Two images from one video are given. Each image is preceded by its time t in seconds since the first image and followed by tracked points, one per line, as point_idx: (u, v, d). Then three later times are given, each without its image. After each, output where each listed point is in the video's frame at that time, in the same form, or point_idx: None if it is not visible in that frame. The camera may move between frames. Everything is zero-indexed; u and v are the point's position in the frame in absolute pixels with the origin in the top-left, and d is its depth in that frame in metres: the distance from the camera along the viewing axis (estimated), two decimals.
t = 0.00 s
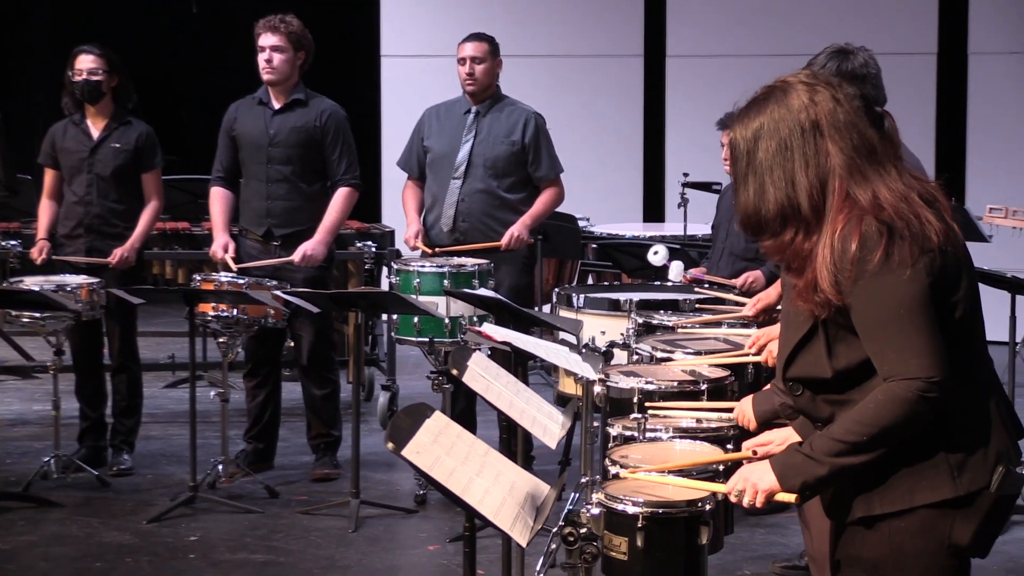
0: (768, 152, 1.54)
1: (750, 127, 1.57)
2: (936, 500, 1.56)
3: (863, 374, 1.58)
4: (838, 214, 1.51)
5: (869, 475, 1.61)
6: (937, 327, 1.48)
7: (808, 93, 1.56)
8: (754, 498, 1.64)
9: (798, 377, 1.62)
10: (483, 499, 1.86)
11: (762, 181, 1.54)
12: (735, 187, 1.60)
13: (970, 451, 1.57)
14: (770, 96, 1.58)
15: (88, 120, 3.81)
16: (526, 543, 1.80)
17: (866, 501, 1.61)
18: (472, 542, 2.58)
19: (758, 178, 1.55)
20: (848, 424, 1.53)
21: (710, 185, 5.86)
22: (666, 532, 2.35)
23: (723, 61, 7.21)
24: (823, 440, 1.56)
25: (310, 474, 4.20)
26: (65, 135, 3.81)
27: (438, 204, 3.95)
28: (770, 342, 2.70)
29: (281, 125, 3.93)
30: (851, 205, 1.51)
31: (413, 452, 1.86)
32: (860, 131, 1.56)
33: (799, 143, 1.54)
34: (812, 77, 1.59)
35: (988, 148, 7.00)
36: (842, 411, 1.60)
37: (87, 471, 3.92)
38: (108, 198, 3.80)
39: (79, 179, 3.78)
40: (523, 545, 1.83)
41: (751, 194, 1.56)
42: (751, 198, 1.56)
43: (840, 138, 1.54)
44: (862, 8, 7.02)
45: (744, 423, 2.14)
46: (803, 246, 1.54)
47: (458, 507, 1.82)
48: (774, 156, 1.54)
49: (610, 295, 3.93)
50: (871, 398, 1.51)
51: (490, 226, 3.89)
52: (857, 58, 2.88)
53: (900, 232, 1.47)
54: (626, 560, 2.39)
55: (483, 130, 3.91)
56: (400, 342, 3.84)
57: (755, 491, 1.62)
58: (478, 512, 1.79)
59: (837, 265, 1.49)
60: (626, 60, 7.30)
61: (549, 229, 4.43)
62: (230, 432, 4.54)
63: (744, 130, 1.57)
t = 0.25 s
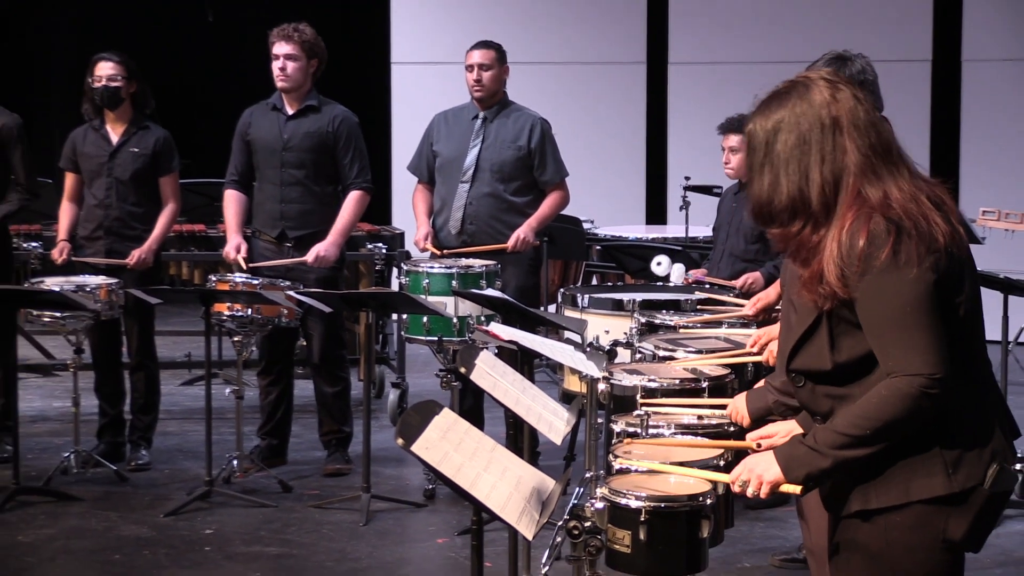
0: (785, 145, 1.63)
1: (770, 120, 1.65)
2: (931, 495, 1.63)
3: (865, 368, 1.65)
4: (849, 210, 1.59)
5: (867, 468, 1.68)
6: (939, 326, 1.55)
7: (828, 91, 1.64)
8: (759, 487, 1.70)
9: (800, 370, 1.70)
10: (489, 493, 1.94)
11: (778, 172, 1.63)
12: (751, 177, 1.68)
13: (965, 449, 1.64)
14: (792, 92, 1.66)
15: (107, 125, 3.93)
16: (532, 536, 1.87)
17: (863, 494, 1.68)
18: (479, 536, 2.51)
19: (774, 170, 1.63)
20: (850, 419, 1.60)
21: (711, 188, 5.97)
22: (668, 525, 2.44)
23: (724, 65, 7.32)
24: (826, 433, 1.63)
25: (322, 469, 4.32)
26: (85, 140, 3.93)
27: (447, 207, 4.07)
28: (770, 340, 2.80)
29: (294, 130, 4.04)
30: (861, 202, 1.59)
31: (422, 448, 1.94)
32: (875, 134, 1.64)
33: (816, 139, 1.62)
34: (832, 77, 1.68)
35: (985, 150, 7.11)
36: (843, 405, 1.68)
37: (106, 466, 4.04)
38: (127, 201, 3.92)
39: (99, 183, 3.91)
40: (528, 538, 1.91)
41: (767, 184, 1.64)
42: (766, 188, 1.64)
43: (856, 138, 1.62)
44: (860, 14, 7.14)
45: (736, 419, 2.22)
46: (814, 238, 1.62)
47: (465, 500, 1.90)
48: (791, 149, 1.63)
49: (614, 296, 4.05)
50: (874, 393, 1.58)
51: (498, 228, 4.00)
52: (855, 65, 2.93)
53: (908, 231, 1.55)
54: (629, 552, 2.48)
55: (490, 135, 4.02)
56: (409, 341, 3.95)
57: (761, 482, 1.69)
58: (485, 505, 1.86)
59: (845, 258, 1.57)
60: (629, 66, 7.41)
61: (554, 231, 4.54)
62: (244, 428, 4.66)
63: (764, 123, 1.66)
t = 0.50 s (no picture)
0: (818, 137, 1.69)
1: (802, 112, 1.71)
2: (927, 492, 1.66)
3: (868, 366, 1.69)
4: (866, 209, 1.65)
5: (865, 464, 1.71)
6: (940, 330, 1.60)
7: (866, 91, 1.69)
8: (758, 479, 1.74)
9: (805, 365, 1.74)
10: (497, 489, 2.01)
11: (803, 163, 1.69)
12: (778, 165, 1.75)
13: (962, 448, 1.67)
14: (828, 87, 1.72)
15: (126, 131, 4.06)
16: (539, 531, 1.94)
17: (860, 489, 1.72)
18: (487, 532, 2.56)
19: (798, 161, 1.70)
20: (850, 415, 1.65)
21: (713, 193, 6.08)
22: (671, 521, 2.49)
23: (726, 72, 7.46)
24: (825, 428, 1.67)
25: (334, 466, 4.44)
26: (105, 146, 4.06)
27: (455, 211, 4.18)
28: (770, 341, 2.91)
29: (307, 136, 4.16)
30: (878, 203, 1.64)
31: (433, 444, 2.03)
32: (901, 138, 1.69)
33: (843, 136, 1.68)
34: (868, 78, 1.73)
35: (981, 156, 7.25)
36: (842, 402, 1.72)
37: (125, 462, 4.16)
38: (145, 204, 4.05)
39: (118, 187, 4.03)
40: (534, 533, 1.97)
41: (792, 173, 1.71)
42: (789, 176, 1.71)
43: (882, 140, 1.67)
44: (860, 21, 7.27)
45: (734, 416, 2.31)
46: (830, 231, 1.68)
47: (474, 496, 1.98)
48: (822, 142, 1.69)
49: (618, 297, 4.15)
50: (875, 390, 1.63)
51: (505, 232, 4.11)
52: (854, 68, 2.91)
53: (917, 236, 1.60)
54: (632, 547, 2.53)
55: (498, 141, 4.13)
56: (419, 341, 4.07)
57: (759, 473, 1.72)
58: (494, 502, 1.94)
59: (855, 255, 1.62)
60: (633, 74, 7.54)
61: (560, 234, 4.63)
62: (259, 426, 4.78)
63: (796, 113, 1.72)
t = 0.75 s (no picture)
0: (814, 147, 1.72)
1: (802, 120, 1.74)
2: (928, 489, 1.71)
3: (868, 368, 1.74)
4: (866, 215, 1.69)
5: (866, 464, 1.77)
6: (939, 333, 1.64)
7: (861, 98, 1.72)
8: (757, 479, 1.80)
9: (809, 367, 1.79)
10: (503, 485, 2.11)
11: (805, 171, 1.73)
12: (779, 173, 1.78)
13: (961, 447, 1.72)
14: (828, 95, 1.75)
15: (144, 137, 4.18)
16: (545, 525, 2.03)
17: (863, 488, 1.77)
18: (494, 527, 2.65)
19: (799, 169, 1.73)
20: (846, 417, 1.69)
21: (714, 197, 6.20)
22: (674, 516, 2.59)
23: (726, 78, 7.60)
24: (822, 430, 1.72)
25: (346, 462, 4.56)
26: (123, 151, 4.18)
27: (464, 215, 4.30)
28: (771, 341, 3.02)
29: (319, 143, 4.28)
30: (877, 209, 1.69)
31: (441, 442, 2.13)
32: (900, 146, 1.73)
33: (843, 143, 1.71)
34: (866, 85, 1.76)
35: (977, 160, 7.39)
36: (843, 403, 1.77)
37: (142, 459, 4.29)
38: (163, 209, 4.18)
39: (136, 192, 4.16)
40: (541, 528, 2.07)
41: (792, 182, 1.75)
42: (790, 184, 1.75)
43: (880, 148, 1.71)
44: (857, 30, 7.41)
45: (733, 414, 2.42)
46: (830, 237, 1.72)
47: (482, 492, 2.08)
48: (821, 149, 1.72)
49: (622, 298, 4.27)
50: (871, 393, 1.67)
51: (512, 235, 4.23)
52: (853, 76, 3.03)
53: (917, 242, 1.64)
54: (636, 541, 2.63)
55: (505, 147, 4.25)
56: (428, 341, 4.17)
57: (757, 474, 1.78)
58: (502, 497, 2.04)
59: (856, 262, 1.67)
60: (636, 82, 7.68)
61: (565, 237, 4.76)
62: (273, 424, 4.91)
63: (796, 122, 1.75)
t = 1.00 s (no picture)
0: (805, 154, 1.81)
1: (794, 133, 1.83)
2: (926, 484, 1.77)
3: (866, 367, 1.80)
4: (859, 222, 1.75)
5: (864, 459, 1.83)
6: (933, 336, 1.69)
7: (851, 108, 1.81)
8: (756, 472, 1.85)
9: (808, 368, 1.85)
10: (510, 483, 2.18)
11: (797, 181, 1.81)
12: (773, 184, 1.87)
13: (958, 443, 1.78)
14: (817, 108, 1.85)
15: (161, 143, 4.31)
16: (549, 521, 2.11)
17: (862, 483, 1.83)
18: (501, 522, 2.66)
19: (792, 179, 1.82)
20: (844, 413, 1.75)
21: (715, 202, 6.32)
22: (676, 511, 2.71)
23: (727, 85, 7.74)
24: (820, 425, 1.78)
25: (357, 460, 4.69)
26: (141, 156, 4.31)
27: (472, 220, 4.42)
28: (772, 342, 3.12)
29: (330, 149, 4.40)
30: (870, 217, 1.74)
31: (449, 441, 2.20)
32: (890, 155, 1.80)
33: (833, 153, 1.80)
34: (856, 99, 1.84)
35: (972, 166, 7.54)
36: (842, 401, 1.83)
37: (160, 456, 4.41)
38: (180, 212, 4.30)
39: (154, 196, 4.28)
40: (547, 524, 2.15)
41: (786, 191, 1.82)
42: (785, 192, 1.83)
43: (870, 157, 1.79)
44: (851, 40, 7.58)
45: (728, 413, 2.51)
46: (823, 245, 1.79)
47: (489, 489, 2.15)
48: (811, 158, 1.81)
49: (625, 300, 4.38)
50: (868, 392, 1.72)
51: (518, 239, 4.35)
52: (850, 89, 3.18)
53: (910, 248, 1.69)
54: (639, 536, 2.75)
55: (512, 153, 4.37)
56: (437, 342, 4.29)
57: (756, 466, 1.83)
58: (509, 494, 2.11)
59: (850, 268, 1.72)
60: (639, 90, 7.82)
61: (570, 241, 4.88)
62: (285, 422, 5.04)
63: (788, 135, 1.84)
